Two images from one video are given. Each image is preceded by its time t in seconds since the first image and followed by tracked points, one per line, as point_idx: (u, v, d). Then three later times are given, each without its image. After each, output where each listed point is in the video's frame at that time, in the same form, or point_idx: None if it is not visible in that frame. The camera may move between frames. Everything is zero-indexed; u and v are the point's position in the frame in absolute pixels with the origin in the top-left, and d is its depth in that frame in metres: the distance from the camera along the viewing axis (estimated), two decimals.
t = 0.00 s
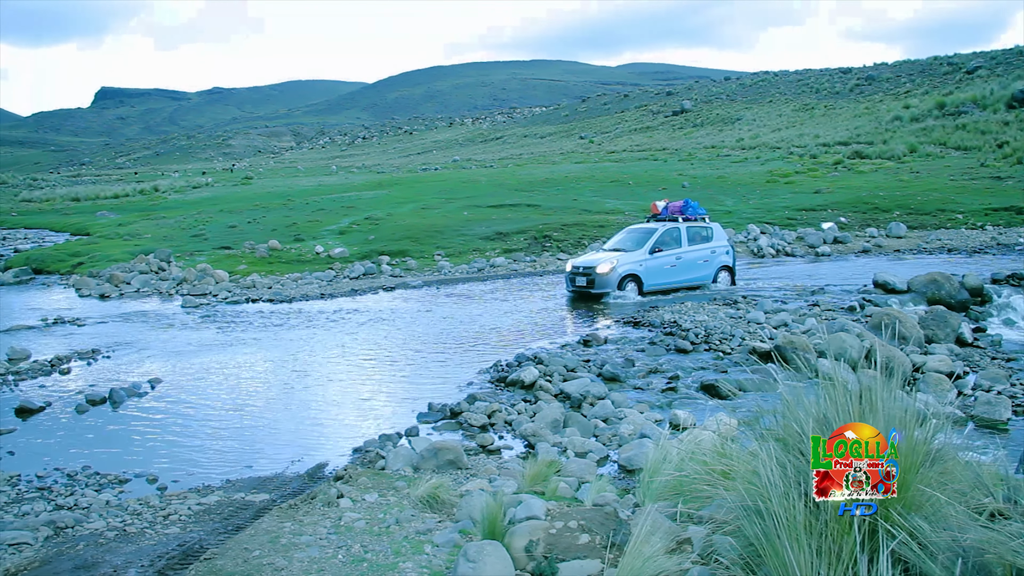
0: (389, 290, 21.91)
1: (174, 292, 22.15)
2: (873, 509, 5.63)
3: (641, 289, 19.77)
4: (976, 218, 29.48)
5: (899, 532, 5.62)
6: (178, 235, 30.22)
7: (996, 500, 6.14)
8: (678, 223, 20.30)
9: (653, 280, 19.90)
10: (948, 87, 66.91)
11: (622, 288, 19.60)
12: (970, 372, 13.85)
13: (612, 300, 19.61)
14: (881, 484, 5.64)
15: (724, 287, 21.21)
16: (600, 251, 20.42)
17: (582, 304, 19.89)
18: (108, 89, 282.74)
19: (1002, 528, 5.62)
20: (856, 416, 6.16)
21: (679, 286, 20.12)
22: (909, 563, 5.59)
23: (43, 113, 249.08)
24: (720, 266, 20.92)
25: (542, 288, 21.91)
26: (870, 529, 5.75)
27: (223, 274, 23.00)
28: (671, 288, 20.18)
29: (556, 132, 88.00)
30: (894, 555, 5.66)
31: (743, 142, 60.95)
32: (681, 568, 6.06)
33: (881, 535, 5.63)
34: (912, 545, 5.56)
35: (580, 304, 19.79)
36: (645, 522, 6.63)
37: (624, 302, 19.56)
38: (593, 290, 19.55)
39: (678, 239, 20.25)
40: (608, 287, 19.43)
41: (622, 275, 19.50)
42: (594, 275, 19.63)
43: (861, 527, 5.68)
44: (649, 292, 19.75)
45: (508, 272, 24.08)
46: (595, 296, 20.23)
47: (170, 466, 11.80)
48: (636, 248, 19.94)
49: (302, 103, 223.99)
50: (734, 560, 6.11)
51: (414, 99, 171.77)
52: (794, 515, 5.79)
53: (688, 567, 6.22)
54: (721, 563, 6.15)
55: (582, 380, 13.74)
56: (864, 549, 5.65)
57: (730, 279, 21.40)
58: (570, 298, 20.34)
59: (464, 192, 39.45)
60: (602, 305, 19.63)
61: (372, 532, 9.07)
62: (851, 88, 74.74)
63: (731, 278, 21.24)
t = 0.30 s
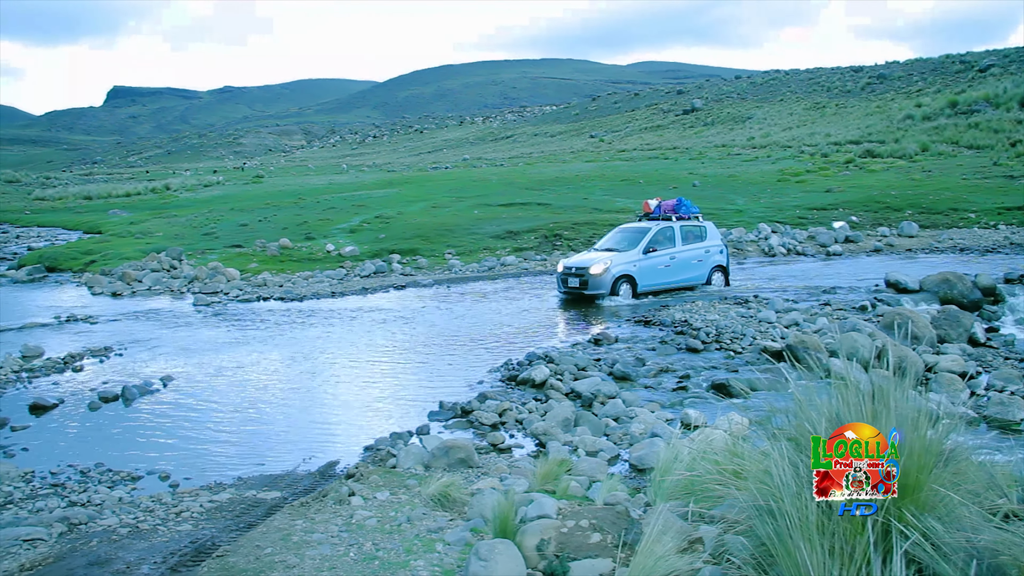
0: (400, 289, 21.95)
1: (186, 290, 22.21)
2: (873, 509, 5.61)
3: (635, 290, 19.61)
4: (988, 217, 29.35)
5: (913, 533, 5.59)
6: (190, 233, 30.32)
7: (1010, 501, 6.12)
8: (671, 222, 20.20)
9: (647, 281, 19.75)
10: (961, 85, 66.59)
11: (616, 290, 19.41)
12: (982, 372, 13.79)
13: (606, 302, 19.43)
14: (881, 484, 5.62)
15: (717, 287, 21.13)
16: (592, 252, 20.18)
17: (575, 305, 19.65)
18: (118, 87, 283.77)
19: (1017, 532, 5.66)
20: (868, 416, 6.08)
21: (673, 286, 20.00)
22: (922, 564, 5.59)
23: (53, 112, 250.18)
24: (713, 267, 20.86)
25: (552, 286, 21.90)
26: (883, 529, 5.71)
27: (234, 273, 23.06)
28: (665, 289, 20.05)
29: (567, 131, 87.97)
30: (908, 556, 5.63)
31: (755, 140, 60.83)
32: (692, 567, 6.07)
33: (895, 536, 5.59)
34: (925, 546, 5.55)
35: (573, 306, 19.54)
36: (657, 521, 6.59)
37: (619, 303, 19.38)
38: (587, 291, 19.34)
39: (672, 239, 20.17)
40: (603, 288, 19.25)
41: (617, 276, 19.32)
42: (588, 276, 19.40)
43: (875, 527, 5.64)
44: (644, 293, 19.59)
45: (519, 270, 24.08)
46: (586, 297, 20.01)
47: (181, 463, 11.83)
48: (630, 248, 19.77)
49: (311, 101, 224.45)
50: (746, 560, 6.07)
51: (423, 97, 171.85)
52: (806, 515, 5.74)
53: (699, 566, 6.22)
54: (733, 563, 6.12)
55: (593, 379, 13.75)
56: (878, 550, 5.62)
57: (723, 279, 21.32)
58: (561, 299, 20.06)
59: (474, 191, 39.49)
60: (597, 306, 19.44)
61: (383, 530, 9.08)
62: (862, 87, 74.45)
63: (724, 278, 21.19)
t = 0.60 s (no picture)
0: (418, 288, 21.98)
1: (205, 290, 22.33)
2: (873, 509, 5.62)
3: (637, 292, 19.28)
4: (1011, 216, 29.07)
5: (934, 533, 5.53)
6: (209, 233, 30.49)
7: None
8: (672, 224, 20.00)
9: (649, 283, 19.42)
10: (982, 82, 65.96)
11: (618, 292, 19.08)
12: (1004, 372, 13.65)
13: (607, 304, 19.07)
14: (881, 484, 5.67)
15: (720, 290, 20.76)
16: (592, 255, 19.91)
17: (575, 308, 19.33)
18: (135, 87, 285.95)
19: None
20: (889, 417, 5.98)
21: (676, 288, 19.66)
22: (944, 565, 5.52)
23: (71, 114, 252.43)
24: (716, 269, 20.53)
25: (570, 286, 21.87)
26: (904, 530, 5.65)
27: (253, 272, 23.17)
28: (667, 291, 19.73)
29: (584, 130, 87.84)
30: (930, 556, 5.57)
31: (773, 139, 60.56)
32: (710, 566, 6.07)
33: (915, 536, 5.53)
34: (947, 547, 5.49)
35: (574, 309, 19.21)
36: (677, 520, 6.56)
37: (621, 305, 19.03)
38: (588, 293, 19.03)
39: (674, 240, 19.89)
40: (604, 290, 18.94)
41: (618, 277, 19.03)
42: (589, 278, 19.10)
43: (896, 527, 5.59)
44: (646, 295, 19.26)
45: (537, 269, 24.06)
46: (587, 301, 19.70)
47: (199, 461, 11.89)
48: (631, 249, 19.52)
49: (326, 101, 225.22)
50: (766, 559, 6.05)
51: (438, 98, 172.09)
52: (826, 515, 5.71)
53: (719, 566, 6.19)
54: (753, 563, 6.09)
55: (611, 378, 13.73)
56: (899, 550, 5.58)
57: (727, 282, 20.94)
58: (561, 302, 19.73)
59: (491, 190, 39.52)
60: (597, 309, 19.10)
61: (403, 529, 9.10)
62: (882, 84, 73.87)
63: (727, 281, 20.82)
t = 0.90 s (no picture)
0: (435, 286, 22.01)
1: (223, 288, 22.44)
2: (873, 510, 5.63)
3: (639, 292, 19.04)
4: None
5: (956, 534, 5.46)
6: (227, 231, 30.65)
7: None
8: (672, 222, 19.78)
9: (650, 283, 19.19)
10: (1002, 79, 65.40)
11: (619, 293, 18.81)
12: None
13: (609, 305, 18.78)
14: (881, 484, 5.67)
15: (721, 288, 20.60)
16: (591, 255, 19.56)
17: (576, 310, 18.99)
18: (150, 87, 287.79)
19: None
20: (909, 416, 5.85)
21: (677, 287, 19.45)
22: (966, 565, 5.46)
23: (87, 115, 254.22)
24: (716, 266, 20.38)
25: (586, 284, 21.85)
26: (925, 530, 5.59)
27: (271, 271, 23.27)
28: (668, 291, 19.52)
29: (600, 128, 87.72)
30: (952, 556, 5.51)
31: (790, 137, 60.34)
32: (729, 565, 6.05)
33: (937, 538, 5.47)
34: (968, 548, 5.42)
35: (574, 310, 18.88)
36: (696, 519, 6.53)
37: (624, 307, 18.77)
38: (588, 294, 18.72)
39: (673, 238, 19.70)
40: (605, 291, 18.64)
41: (619, 278, 18.74)
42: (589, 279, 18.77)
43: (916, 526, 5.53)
44: (647, 295, 19.04)
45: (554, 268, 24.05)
46: (586, 301, 19.38)
47: (218, 459, 11.96)
48: (631, 249, 19.22)
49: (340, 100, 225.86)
50: (785, 559, 6.00)
51: (451, 97, 172.34)
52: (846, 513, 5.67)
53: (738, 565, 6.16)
54: (772, 562, 6.06)
55: (628, 376, 13.73)
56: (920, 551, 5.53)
57: (726, 278, 20.81)
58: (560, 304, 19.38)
59: (507, 188, 39.54)
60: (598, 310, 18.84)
61: (421, 527, 9.12)
62: (900, 81, 73.40)
63: (727, 278, 20.68)
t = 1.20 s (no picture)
0: (449, 285, 22.05)
1: (238, 287, 22.53)
2: (873, 510, 5.60)
3: (637, 296, 18.73)
4: None
5: (973, 534, 5.41)
6: (241, 230, 30.78)
7: None
8: (671, 224, 19.56)
9: (649, 286, 18.90)
10: (1019, 76, 64.95)
11: (618, 296, 18.49)
12: None
13: (608, 309, 18.43)
14: (881, 484, 5.62)
15: (720, 291, 20.38)
16: (587, 256, 19.18)
17: (572, 313, 18.61)
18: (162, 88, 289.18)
19: None
20: (926, 415, 5.74)
21: (676, 291, 19.19)
22: (983, 565, 5.42)
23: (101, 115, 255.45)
24: (715, 270, 20.16)
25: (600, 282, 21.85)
26: (941, 529, 5.55)
27: (285, 270, 23.35)
28: (667, 294, 19.25)
29: (614, 127, 87.64)
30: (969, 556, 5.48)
31: (804, 135, 60.15)
32: (745, 565, 6.03)
33: (953, 538, 5.43)
34: (986, 548, 5.38)
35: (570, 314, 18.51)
36: (711, 518, 6.52)
37: (622, 310, 18.46)
38: (586, 297, 18.35)
39: (672, 241, 19.47)
40: (603, 294, 18.30)
41: (618, 281, 18.42)
42: (586, 281, 18.41)
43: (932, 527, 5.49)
44: (646, 299, 18.74)
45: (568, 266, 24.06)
46: (582, 305, 19.02)
47: (233, 458, 11.99)
48: (630, 251, 18.93)
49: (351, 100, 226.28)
50: (801, 558, 5.96)
51: (462, 97, 172.42)
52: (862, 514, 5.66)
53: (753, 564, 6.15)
54: (787, 561, 6.01)
55: (643, 374, 13.72)
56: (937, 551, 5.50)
57: (725, 283, 20.60)
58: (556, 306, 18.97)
59: (521, 187, 39.55)
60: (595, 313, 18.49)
61: (435, 525, 9.13)
62: (915, 79, 73.00)
63: (725, 282, 20.48)
